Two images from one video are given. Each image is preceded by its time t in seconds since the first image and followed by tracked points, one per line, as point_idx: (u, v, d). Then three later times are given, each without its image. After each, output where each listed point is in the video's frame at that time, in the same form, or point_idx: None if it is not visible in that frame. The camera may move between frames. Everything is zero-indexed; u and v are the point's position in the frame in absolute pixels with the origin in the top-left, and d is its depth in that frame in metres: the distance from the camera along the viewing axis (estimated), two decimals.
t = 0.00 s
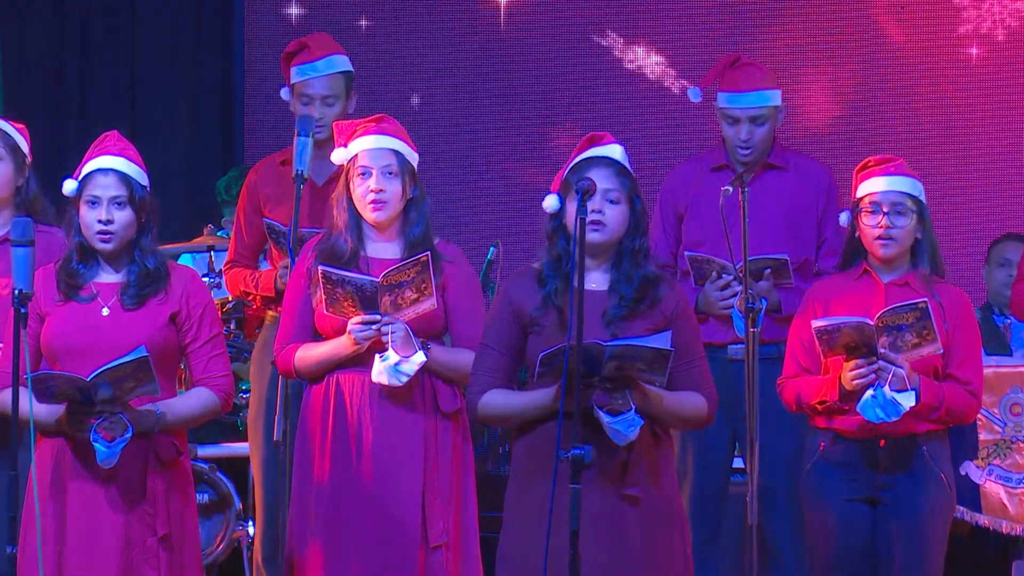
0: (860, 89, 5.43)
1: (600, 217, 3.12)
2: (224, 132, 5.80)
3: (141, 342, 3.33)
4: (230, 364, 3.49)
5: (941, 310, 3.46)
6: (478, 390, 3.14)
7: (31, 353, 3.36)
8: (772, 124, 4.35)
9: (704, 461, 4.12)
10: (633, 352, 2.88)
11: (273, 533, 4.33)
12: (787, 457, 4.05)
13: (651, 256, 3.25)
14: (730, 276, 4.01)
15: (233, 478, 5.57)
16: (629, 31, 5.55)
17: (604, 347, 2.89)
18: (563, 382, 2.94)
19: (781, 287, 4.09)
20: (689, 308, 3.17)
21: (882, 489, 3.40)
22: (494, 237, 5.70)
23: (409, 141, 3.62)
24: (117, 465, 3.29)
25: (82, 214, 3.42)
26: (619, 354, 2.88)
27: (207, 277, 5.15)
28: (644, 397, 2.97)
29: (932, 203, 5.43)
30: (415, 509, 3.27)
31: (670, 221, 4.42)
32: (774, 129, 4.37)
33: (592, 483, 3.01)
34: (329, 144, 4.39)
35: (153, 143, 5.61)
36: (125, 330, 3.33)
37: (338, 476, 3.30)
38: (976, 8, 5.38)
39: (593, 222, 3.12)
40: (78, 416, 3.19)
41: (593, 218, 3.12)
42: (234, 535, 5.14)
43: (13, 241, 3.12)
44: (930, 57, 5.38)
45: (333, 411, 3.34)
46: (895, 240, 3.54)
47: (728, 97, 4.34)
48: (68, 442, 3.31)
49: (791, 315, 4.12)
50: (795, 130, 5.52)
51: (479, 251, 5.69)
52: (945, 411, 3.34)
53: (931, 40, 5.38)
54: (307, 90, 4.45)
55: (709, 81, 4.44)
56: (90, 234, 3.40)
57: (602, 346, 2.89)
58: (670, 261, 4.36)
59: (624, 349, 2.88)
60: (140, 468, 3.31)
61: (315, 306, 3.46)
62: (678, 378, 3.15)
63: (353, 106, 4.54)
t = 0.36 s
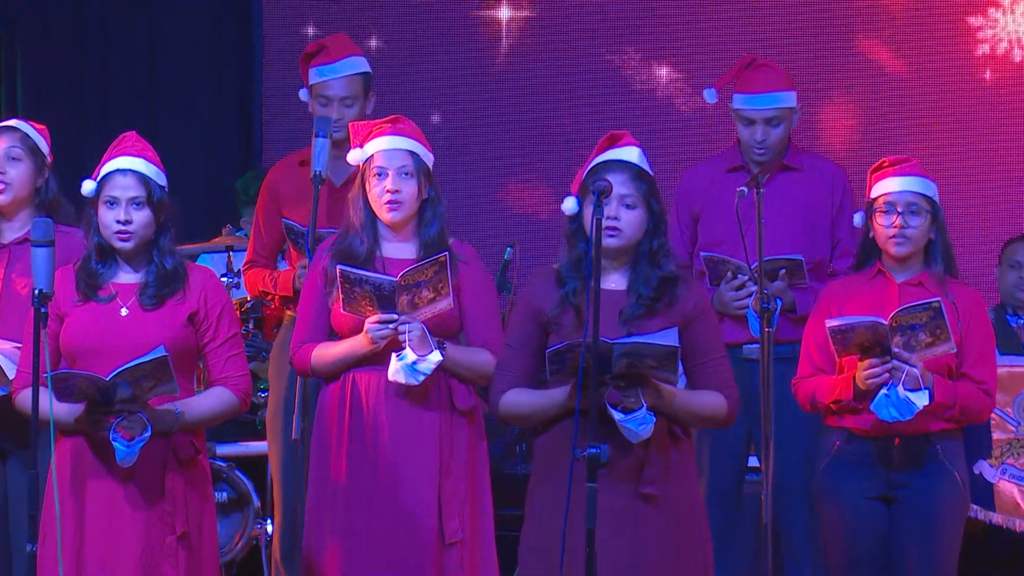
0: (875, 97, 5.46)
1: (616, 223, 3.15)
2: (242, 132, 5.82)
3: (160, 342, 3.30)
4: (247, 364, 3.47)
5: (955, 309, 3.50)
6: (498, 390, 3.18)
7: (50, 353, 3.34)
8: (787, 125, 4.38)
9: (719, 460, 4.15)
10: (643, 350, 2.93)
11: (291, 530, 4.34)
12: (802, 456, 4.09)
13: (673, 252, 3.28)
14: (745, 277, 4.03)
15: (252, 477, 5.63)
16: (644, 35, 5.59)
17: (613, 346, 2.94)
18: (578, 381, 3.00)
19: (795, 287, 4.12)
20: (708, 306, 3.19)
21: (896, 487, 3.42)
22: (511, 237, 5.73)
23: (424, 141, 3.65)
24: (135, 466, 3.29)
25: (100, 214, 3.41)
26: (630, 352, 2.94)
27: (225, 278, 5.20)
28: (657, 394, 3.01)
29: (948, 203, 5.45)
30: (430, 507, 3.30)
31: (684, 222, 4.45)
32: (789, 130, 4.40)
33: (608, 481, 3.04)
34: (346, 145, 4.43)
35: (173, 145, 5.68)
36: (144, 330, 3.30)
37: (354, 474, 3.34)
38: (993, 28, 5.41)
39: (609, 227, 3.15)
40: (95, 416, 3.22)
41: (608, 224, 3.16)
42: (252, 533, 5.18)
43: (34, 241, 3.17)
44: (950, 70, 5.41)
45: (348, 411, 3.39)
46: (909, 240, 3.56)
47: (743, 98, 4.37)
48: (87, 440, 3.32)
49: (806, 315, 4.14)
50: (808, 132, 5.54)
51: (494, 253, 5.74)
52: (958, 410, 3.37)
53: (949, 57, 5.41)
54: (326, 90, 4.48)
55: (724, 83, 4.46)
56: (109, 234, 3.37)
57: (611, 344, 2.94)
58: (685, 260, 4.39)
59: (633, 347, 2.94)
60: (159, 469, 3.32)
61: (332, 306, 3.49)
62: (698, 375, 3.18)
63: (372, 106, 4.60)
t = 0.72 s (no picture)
0: (885, 111, 5.51)
1: (632, 225, 3.19)
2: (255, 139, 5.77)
3: (174, 341, 3.33)
4: (261, 363, 3.50)
5: (963, 309, 3.53)
6: (517, 388, 3.23)
7: (66, 353, 3.37)
8: (796, 126, 4.41)
9: (728, 459, 4.18)
10: (658, 354, 2.93)
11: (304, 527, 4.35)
12: (810, 453, 4.13)
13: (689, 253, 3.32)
14: (753, 277, 4.06)
15: (265, 475, 5.68)
16: (654, 40, 5.63)
17: (629, 349, 2.95)
18: (590, 381, 3.03)
19: (803, 287, 4.15)
20: (723, 308, 3.22)
21: (904, 485, 3.45)
22: (524, 237, 5.76)
23: (434, 143, 3.69)
24: (150, 463, 3.30)
25: (115, 215, 3.45)
26: (645, 356, 2.94)
27: (239, 277, 5.24)
28: (672, 396, 3.05)
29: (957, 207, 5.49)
30: (437, 504, 3.33)
31: (694, 222, 4.46)
32: (798, 131, 4.43)
33: (619, 479, 3.08)
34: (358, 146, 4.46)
35: (190, 148, 5.76)
36: (158, 329, 3.33)
37: (362, 472, 3.37)
38: (1001, 49, 5.49)
39: (625, 228, 3.19)
40: (112, 416, 3.23)
41: (625, 227, 3.19)
42: (266, 530, 5.23)
43: (50, 241, 3.23)
44: (953, 101, 5.49)
45: (356, 409, 3.41)
46: (918, 239, 3.59)
47: (752, 100, 4.40)
48: (103, 438, 3.32)
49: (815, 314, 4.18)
50: (816, 136, 5.57)
51: (506, 253, 5.76)
52: (965, 409, 3.41)
53: (957, 77, 5.49)
54: (338, 91, 4.53)
55: (734, 84, 4.50)
56: (123, 235, 3.42)
57: (626, 349, 2.95)
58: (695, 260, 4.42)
59: (649, 351, 2.94)
60: (175, 467, 3.33)
61: (341, 306, 3.54)
62: (713, 374, 3.22)
63: (384, 107, 4.63)
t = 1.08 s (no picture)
0: (891, 122, 5.57)
1: (647, 217, 3.22)
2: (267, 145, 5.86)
3: (187, 341, 3.37)
4: (273, 363, 3.54)
5: (968, 309, 3.55)
6: (531, 386, 3.26)
7: (79, 352, 3.41)
8: (802, 127, 4.44)
9: (735, 457, 4.21)
10: (675, 357, 2.96)
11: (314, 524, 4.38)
12: (817, 452, 4.16)
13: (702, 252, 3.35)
14: (761, 277, 4.09)
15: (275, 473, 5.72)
16: (663, 51, 5.67)
17: (644, 352, 2.98)
18: (599, 381, 3.08)
19: (811, 288, 4.17)
20: (737, 309, 3.24)
21: (909, 484, 3.48)
22: (531, 238, 5.78)
23: (438, 143, 3.71)
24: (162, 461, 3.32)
25: (128, 213, 3.49)
26: (661, 358, 2.97)
27: (249, 277, 5.29)
28: (687, 397, 3.04)
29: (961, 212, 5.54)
30: (440, 502, 3.35)
31: (701, 222, 4.47)
32: (804, 132, 4.46)
33: (627, 478, 3.12)
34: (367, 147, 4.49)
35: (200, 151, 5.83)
36: (171, 329, 3.37)
37: (367, 471, 3.40)
38: (1008, 68, 5.57)
39: (640, 222, 3.23)
40: (125, 414, 3.26)
41: (639, 219, 3.23)
42: (276, 528, 5.28)
43: (62, 241, 3.26)
44: (962, 124, 5.56)
45: (360, 408, 3.43)
46: (923, 239, 3.62)
47: (759, 101, 4.43)
48: (116, 437, 3.35)
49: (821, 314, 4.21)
50: (822, 146, 5.61)
51: (516, 253, 5.78)
52: (971, 408, 3.43)
53: (964, 91, 5.57)
54: (348, 93, 4.56)
55: (740, 86, 4.53)
56: (136, 232, 3.45)
57: (642, 351, 2.98)
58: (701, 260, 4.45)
59: (665, 354, 2.97)
60: (187, 466, 3.36)
61: (346, 305, 3.54)
62: (725, 376, 3.25)
63: (393, 108, 4.65)
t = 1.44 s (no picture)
0: (898, 133, 5.78)
1: (648, 221, 3.24)
2: (272, 145, 5.91)
3: (192, 341, 3.38)
4: (279, 363, 3.56)
5: (970, 307, 3.57)
6: (533, 386, 3.29)
7: (85, 352, 3.43)
8: (804, 127, 4.45)
9: (737, 456, 4.23)
10: (675, 358, 2.98)
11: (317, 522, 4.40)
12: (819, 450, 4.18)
13: (703, 253, 3.37)
14: (763, 277, 4.10)
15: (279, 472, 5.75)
16: (670, 58, 5.80)
17: (645, 353, 3.00)
18: (603, 380, 3.08)
19: (813, 287, 4.20)
20: (737, 310, 3.27)
21: (911, 482, 3.49)
22: (536, 237, 5.85)
23: (436, 143, 3.70)
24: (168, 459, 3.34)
25: (134, 212, 3.51)
26: (662, 359, 2.99)
27: (254, 277, 5.30)
28: (688, 399, 3.06)
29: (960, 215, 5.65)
30: (437, 501, 3.35)
31: (703, 222, 4.49)
32: (806, 132, 4.48)
33: (630, 477, 3.13)
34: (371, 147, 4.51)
35: (206, 153, 5.85)
36: (177, 328, 3.38)
37: (365, 469, 3.40)
38: (1010, 85, 5.78)
39: (641, 226, 3.24)
40: (130, 412, 3.28)
41: (641, 222, 3.24)
42: (280, 527, 5.30)
43: (68, 241, 3.28)
44: (967, 146, 5.78)
45: (358, 407, 3.44)
46: (926, 240, 3.64)
47: (761, 101, 4.45)
48: (121, 436, 3.37)
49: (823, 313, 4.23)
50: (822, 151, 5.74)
51: (520, 252, 5.84)
52: (973, 406, 3.44)
53: (968, 108, 5.79)
54: (352, 94, 4.58)
55: (742, 87, 4.55)
56: (143, 231, 3.47)
57: (644, 352, 3.00)
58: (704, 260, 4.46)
59: (666, 355, 2.99)
60: (192, 464, 3.37)
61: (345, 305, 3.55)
62: (726, 376, 3.27)
63: (397, 109, 4.67)
